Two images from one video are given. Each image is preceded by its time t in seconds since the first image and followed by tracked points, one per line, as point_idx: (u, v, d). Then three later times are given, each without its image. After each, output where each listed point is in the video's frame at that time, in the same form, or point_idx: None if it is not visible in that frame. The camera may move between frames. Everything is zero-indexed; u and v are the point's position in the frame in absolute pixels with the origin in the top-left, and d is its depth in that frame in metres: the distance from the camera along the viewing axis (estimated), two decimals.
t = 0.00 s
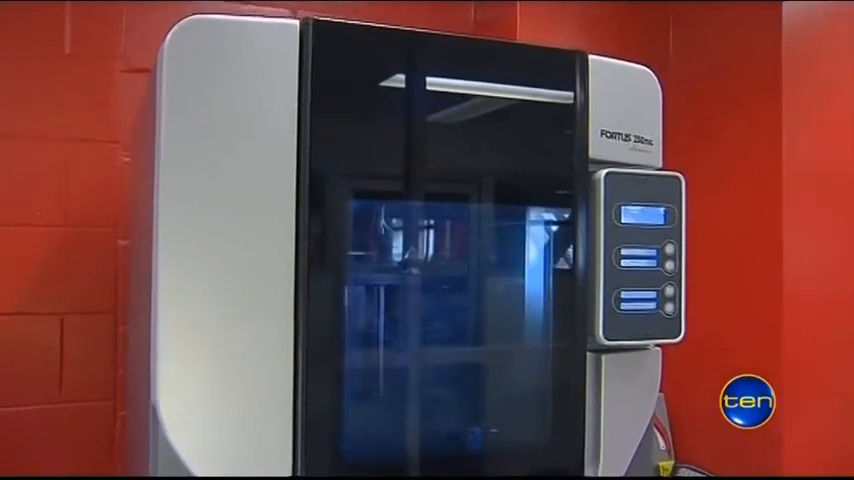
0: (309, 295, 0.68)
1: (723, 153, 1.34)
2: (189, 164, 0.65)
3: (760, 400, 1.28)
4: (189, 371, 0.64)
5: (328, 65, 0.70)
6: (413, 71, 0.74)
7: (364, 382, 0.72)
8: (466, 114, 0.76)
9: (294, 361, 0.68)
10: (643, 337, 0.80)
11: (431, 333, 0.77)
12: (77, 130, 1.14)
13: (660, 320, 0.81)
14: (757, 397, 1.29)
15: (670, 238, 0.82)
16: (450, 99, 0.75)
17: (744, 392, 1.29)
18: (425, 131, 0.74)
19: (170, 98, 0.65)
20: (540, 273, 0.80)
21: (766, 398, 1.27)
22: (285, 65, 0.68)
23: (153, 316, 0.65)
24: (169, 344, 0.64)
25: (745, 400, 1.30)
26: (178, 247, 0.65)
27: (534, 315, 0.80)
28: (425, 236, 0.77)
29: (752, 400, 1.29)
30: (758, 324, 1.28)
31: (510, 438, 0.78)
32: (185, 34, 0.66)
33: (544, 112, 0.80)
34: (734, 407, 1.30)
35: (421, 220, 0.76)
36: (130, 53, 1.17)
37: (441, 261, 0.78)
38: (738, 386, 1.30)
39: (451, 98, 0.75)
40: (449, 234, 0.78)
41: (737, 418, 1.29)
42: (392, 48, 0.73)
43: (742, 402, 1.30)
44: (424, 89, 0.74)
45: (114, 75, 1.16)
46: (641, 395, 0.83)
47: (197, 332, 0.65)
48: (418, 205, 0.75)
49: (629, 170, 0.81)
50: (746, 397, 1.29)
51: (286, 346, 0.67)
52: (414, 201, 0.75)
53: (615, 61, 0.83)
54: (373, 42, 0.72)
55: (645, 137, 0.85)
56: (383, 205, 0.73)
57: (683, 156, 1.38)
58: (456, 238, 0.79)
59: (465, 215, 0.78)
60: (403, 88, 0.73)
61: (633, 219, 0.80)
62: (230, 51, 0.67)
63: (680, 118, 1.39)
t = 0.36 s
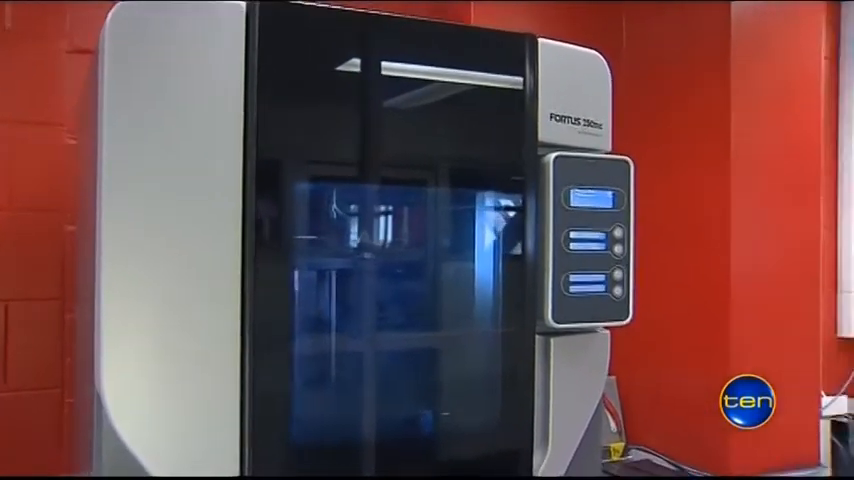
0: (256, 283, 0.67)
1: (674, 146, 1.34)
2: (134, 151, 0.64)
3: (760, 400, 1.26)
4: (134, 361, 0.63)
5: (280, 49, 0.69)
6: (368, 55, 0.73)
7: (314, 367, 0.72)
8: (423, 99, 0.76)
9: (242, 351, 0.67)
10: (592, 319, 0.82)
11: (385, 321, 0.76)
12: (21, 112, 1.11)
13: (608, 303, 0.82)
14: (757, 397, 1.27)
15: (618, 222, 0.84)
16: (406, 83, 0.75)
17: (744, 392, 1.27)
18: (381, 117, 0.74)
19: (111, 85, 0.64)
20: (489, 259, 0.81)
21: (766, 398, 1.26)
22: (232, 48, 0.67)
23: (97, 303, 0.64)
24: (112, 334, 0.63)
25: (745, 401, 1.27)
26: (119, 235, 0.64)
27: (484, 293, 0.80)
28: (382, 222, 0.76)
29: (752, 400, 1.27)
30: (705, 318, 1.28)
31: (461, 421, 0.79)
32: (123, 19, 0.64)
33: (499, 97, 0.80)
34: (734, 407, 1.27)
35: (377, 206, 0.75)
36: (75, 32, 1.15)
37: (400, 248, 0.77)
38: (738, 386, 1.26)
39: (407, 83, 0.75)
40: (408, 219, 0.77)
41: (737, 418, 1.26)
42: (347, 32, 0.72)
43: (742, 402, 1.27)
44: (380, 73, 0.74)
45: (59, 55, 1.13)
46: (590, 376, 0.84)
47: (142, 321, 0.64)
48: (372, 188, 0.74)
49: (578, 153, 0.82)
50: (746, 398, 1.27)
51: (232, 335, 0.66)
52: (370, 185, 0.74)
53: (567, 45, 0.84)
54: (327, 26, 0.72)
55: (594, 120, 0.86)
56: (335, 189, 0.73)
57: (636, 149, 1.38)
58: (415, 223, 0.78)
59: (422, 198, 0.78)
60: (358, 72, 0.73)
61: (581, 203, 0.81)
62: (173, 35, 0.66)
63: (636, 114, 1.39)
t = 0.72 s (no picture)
0: (181, 272, 0.66)
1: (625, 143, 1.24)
2: (53, 143, 0.63)
3: (760, 398, 0.98)
4: (50, 352, 0.63)
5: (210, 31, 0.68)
6: (306, 39, 0.72)
7: (247, 357, 0.71)
8: (362, 86, 0.76)
9: (166, 339, 0.66)
10: (522, 303, 0.83)
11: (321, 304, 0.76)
12: None
13: (539, 286, 0.84)
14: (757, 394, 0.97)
15: (550, 206, 0.84)
16: (342, 69, 0.75)
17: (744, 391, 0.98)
18: (320, 101, 0.74)
19: (26, 74, 0.63)
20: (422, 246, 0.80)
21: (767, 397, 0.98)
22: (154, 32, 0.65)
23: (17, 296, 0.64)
24: (31, 325, 0.62)
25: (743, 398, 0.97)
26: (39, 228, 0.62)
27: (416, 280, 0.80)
28: (323, 208, 0.76)
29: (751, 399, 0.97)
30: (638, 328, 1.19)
31: (394, 405, 0.79)
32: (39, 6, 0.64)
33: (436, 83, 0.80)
34: (733, 407, 0.98)
35: (316, 192, 0.75)
36: None
37: (344, 235, 0.77)
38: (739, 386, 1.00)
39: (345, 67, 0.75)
40: (350, 207, 0.77)
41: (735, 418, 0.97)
42: (284, 15, 0.71)
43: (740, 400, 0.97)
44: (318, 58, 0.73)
45: None
46: (519, 361, 0.85)
47: (61, 314, 0.63)
48: (311, 172, 0.74)
49: (510, 138, 0.82)
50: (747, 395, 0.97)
51: (157, 330, 0.65)
52: (309, 170, 0.74)
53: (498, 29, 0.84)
54: (264, 9, 0.70)
55: (526, 105, 0.87)
56: (270, 172, 0.72)
57: (570, 134, 1.32)
58: (358, 210, 0.78)
59: (364, 182, 0.77)
60: (297, 57, 0.72)
61: (512, 188, 0.82)
62: (90, 20, 0.64)
63: (571, 101, 1.31)
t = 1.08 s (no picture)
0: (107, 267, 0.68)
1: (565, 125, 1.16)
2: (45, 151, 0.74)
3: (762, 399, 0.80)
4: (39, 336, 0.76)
5: (144, 25, 0.68)
6: (244, 29, 0.72)
7: (181, 350, 0.72)
8: (300, 77, 0.76)
9: (91, 336, 0.67)
10: (454, 293, 0.84)
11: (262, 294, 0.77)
12: None
13: (470, 276, 0.85)
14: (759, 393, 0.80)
15: (480, 197, 0.85)
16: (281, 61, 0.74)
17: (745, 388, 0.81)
18: (260, 95, 0.74)
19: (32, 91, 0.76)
20: (354, 239, 0.80)
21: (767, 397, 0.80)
22: (78, 37, 0.66)
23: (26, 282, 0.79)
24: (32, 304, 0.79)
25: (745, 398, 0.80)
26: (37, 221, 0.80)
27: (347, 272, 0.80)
28: (265, 201, 0.76)
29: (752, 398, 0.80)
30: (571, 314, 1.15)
31: (327, 396, 0.80)
32: (5, 12, 0.72)
33: (371, 77, 0.80)
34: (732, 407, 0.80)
35: (254, 184, 0.75)
36: None
37: (287, 227, 0.78)
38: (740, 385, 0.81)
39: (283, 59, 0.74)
40: (293, 199, 0.78)
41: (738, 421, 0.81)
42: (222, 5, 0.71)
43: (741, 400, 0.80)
44: (256, 50, 0.73)
45: None
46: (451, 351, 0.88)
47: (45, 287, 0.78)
48: (249, 162, 0.74)
49: (441, 129, 0.84)
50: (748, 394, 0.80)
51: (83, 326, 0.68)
52: (247, 162, 0.74)
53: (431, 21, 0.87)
54: None
55: (456, 97, 0.89)
56: (204, 163, 0.72)
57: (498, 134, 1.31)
58: (301, 203, 0.78)
59: (303, 174, 0.78)
60: (235, 48, 0.72)
61: (443, 179, 0.83)
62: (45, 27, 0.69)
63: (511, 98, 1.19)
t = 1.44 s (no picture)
0: (30, 265, 0.72)
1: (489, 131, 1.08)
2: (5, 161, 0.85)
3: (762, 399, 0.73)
4: None
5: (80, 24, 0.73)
6: (185, 27, 0.77)
7: (116, 347, 0.79)
8: (240, 73, 0.80)
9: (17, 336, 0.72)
10: (391, 289, 0.83)
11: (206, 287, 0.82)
12: None
13: (407, 273, 0.83)
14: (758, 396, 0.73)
15: (417, 194, 0.82)
16: (219, 54, 0.79)
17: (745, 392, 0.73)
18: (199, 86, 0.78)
19: None
20: (291, 235, 0.82)
21: (767, 399, 0.73)
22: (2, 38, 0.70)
23: None
24: None
25: (746, 399, 0.73)
26: None
27: (282, 267, 0.82)
28: (207, 198, 0.80)
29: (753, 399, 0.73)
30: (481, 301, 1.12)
31: (263, 395, 0.83)
32: None
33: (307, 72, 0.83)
34: (735, 408, 0.72)
35: (195, 182, 0.79)
36: None
37: (230, 225, 0.82)
38: (742, 386, 0.73)
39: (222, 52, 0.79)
40: (237, 196, 0.81)
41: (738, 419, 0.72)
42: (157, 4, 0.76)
43: (744, 400, 0.73)
44: (196, 44, 0.78)
45: None
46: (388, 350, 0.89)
47: None
48: (190, 158, 0.79)
49: (376, 126, 0.84)
50: (748, 398, 0.73)
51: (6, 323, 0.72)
52: (186, 157, 0.79)
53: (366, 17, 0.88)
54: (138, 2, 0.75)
55: (393, 93, 0.91)
56: (139, 161, 0.78)
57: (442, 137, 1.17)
58: (244, 201, 0.81)
59: (244, 171, 0.80)
60: (174, 42, 0.77)
61: (379, 175, 0.82)
62: None
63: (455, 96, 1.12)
